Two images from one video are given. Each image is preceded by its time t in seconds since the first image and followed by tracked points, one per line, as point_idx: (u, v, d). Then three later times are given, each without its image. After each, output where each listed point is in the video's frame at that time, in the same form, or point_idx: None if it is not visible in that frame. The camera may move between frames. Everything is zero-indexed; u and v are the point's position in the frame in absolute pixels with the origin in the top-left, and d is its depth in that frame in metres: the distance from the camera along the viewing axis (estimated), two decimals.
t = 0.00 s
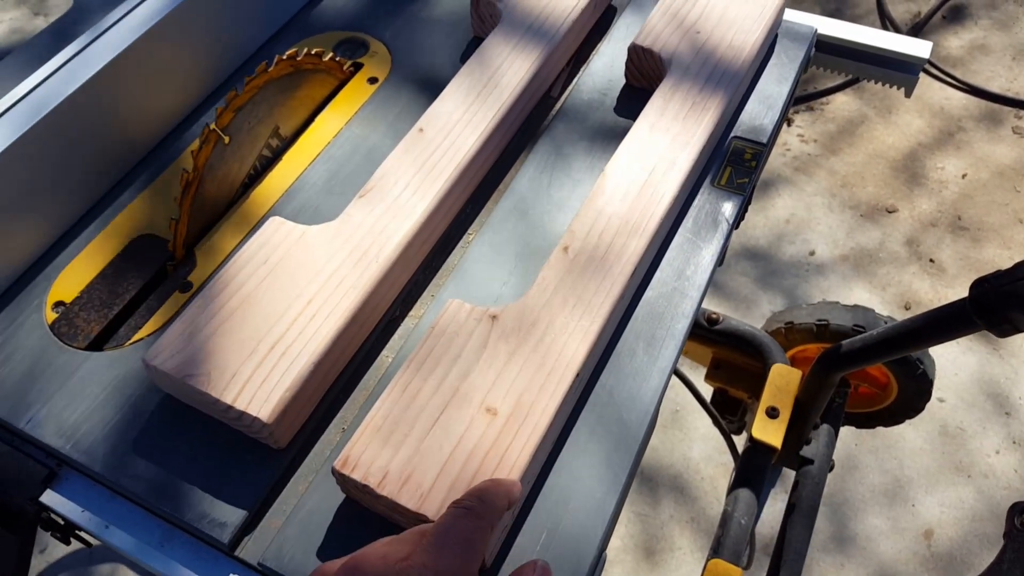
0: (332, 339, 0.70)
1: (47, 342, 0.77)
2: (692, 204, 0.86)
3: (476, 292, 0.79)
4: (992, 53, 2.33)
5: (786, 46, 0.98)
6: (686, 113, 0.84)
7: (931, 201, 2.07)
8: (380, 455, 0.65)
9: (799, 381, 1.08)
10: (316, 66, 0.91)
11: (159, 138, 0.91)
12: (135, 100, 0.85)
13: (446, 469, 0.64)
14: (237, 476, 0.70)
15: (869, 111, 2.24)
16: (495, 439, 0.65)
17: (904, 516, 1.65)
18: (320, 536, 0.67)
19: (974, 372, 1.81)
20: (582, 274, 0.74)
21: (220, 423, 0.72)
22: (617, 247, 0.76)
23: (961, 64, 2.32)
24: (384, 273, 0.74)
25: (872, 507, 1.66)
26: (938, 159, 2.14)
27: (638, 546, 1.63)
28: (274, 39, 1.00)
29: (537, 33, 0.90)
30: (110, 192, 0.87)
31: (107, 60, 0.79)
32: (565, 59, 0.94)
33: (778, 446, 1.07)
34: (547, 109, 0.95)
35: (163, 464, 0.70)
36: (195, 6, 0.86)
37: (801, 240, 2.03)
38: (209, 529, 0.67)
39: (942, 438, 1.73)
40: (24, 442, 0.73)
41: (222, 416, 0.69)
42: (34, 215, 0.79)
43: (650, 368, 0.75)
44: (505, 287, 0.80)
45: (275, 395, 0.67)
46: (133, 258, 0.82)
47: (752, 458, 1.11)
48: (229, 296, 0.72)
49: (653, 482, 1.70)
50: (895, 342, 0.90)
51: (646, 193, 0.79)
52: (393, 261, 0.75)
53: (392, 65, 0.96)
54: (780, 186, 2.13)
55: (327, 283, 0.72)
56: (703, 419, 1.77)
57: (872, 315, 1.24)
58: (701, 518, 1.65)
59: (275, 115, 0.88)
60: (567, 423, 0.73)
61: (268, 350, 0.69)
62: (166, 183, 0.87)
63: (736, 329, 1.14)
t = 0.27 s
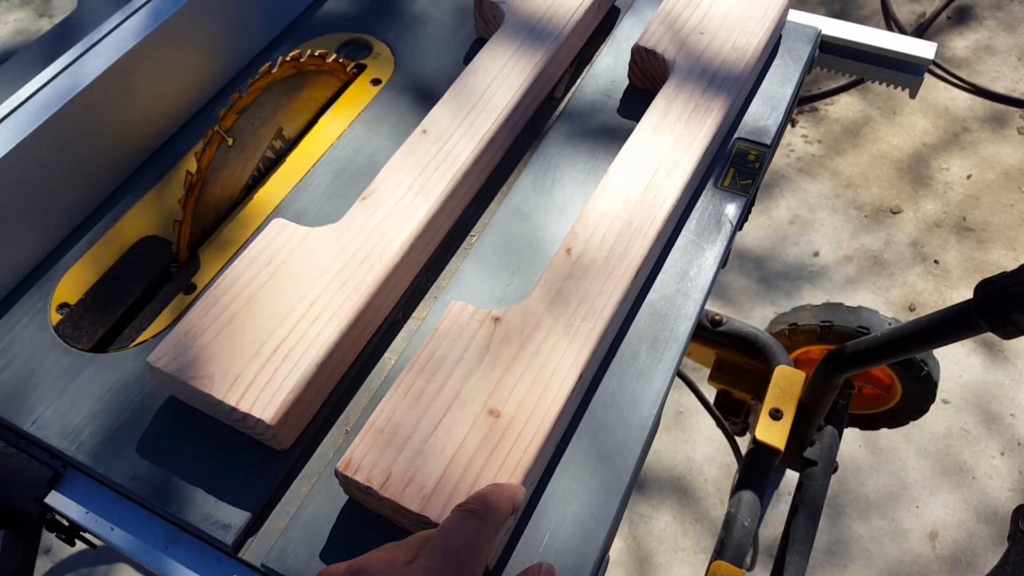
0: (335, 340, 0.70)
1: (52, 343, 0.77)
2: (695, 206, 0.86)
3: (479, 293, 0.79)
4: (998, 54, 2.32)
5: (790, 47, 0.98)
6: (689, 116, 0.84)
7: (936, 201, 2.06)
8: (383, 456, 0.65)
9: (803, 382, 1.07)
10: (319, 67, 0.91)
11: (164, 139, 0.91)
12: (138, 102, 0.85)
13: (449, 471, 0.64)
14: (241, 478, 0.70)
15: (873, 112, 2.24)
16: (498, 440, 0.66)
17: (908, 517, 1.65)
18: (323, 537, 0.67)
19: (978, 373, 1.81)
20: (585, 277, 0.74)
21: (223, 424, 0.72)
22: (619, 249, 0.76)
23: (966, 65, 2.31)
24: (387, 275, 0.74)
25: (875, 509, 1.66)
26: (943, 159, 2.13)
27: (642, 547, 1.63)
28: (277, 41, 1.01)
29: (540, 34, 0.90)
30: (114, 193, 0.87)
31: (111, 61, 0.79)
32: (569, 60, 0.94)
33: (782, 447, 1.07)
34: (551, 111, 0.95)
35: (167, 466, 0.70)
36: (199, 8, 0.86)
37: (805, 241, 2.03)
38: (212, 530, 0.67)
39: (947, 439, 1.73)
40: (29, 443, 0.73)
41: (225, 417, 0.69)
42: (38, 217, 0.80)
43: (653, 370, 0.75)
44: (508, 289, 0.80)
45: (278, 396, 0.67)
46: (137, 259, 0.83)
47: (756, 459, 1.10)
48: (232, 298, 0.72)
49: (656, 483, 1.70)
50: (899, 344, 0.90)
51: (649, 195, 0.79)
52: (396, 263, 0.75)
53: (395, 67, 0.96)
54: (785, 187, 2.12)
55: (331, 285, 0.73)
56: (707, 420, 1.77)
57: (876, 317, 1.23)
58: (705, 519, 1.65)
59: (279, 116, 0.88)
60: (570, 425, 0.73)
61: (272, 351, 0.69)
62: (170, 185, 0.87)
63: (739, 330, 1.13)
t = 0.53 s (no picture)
0: (336, 343, 0.70)
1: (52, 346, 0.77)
2: (697, 207, 0.85)
3: (481, 295, 0.79)
4: (999, 52, 2.32)
5: (791, 47, 0.97)
6: (690, 116, 0.84)
7: (937, 200, 2.06)
8: (385, 460, 0.64)
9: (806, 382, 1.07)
10: (319, 68, 0.91)
11: (163, 142, 0.91)
12: (137, 104, 0.85)
13: (451, 474, 0.64)
14: (243, 482, 0.70)
15: (874, 111, 2.24)
16: (500, 443, 0.65)
17: (911, 517, 1.64)
18: (325, 540, 0.67)
19: (981, 372, 1.80)
20: (587, 279, 0.74)
21: (224, 428, 0.72)
22: (621, 250, 0.75)
23: (967, 64, 2.31)
24: (388, 277, 0.74)
25: (878, 508, 1.66)
26: (944, 158, 2.13)
27: (645, 547, 1.62)
28: (277, 42, 1.00)
29: (541, 35, 0.89)
30: (113, 196, 0.87)
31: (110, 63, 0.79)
32: (569, 60, 0.94)
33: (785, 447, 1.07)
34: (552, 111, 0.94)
35: (168, 470, 0.70)
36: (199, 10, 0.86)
37: (806, 240, 2.02)
38: (213, 534, 0.67)
39: (949, 439, 1.73)
40: (28, 446, 0.73)
41: (225, 420, 0.69)
42: (37, 220, 0.79)
43: (656, 372, 0.75)
44: (510, 291, 0.79)
45: (279, 400, 0.67)
46: (137, 262, 0.82)
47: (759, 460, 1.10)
48: (233, 301, 0.71)
49: (658, 484, 1.70)
50: (902, 344, 0.90)
51: (650, 196, 0.78)
52: (397, 265, 0.74)
53: (395, 68, 0.96)
54: (786, 187, 2.12)
55: (332, 287, 0.72)
56: (708, 420, 1.77)
57: (878, 317, 1.23)
58: (707, 519, 1.65)
59: (279, 118, 0.87)
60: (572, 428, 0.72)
61: (272, 355, 0.69)
62: (170, 187, 0.87)
63: (741, 331, 1.13)
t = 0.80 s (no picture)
0: (338, 343, 0.70)
1: (54, 346, 0.77)
2: (700, 207, 0.85)
3: (483, 296, 0.79)
4: (1001, 53, 2.31)
5: (794, 48, 0.97)
6: (693, 117, 0.84)
7: (939, 201, 2.06)
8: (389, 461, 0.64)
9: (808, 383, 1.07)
10: (322, 68, 0.91)
11: (166, 141, 0.91)
12: (140, 103, 0.85)
13: (454, 475, 0.64)
14: (245, 481, 0.70)
15: (876, 111, 2.23)
16: (502, 444, 0.65)
17: (911, 518, 1.64)
18: (328, 541, 0.67)
19: (982, 373, 1.80)
20: (590, 280, 0.74)
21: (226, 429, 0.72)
22: (623, 251, 0.75)
23: (969, 64, 2.30)
24: (391, 277, 0.74)
25: (878, 509, 1.66)
26: (945, 159, 2.13)
27: (645, 547, 1.63)
28: (280, 42, 1.00)
29: (543, 35, 0.89)
30: (116, 195, 0.87)
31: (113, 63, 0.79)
32: (572, 60, 0.94)
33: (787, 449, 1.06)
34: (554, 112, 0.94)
35: (170, 469, 0.70)
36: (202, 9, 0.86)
37: (808, 241, 2.02)
38: (215, 534, 0.67)
39: (950, 440, 1.73)
40: (30, 446, 0.73)
41: (228, 420, 0.69)
42: (41, 219, 0.80)
43: (658, 373, 0.75)
44: (512, 291, 0.79)
45: (282, 400, 0.67)
46: (139, 261, 0.82)
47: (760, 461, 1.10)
48: (235, 301, 0.71)
49: (659, 484, 1.70)
50: (904, 346, 0.90)
51: (653, 197, 0.78)
52: (399, 265, 0.74)
53: (398, 68, 0.96)
54: (787, 187, 2.12)
55: (335, 287, 0.72)
56: (709, 420, 1.77)
57: (880, 317, 1.23)
58: (707, 520, 1.65)
59: (282, 118, 0.87)
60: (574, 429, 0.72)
61: (275, 355, 0.68)
62: (172, 187, 0.87)
63: (743, 332, 1.13)
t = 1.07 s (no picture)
0: (339, 344, 0.70)
1: (56, 347, 0.78)
2: (700, 208, 0.86)
3: (484, 297, 0.80)
4: (1002, 54, 2.32)
5: (794, 50, 0.98)
6: (692, 119, 0.84)
7: (940, 203, 2.06)
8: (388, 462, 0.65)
9: (808, 385, 1.07)
10: (323, 70, 0.91)
11: (167, 143, 0.91)
12: (143, 105, 0.85)
13: (454, 475, 0.64)
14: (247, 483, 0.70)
15: (877, 113, 2.24)
16: (502, 444, 0.65)
17: (912, 519, 1.64)
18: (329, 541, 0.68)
19: (983, 375, 1.80)
20: (590, 281, 0.74)
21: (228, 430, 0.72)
22: (623, 252, 0.76)
23: (970, 66, 2.30)
24: (392, 278, 0.74)
25: (879, 511, 1.66)
26: (946, 161, 2.13)
27: (646, 548, 1.63)
28: (281, 44, 1.01)
29: (544, 38, 0.90)
30: (118, 197, 0.88)
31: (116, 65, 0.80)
32: (573, 62, 0.94)
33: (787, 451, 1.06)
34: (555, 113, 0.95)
35: (172, 470, 0.70)
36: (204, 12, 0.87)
37: (809, 242, 2.03)
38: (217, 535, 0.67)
39: (951, 441, 1.73)
40: (32, 446, 0.73)
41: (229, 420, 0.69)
42: (44, 220, 0.80)
43: (658, 374, 0.75)
44: (512, 293, 0.80)
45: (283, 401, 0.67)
46: (142, 263, 0.83)
47: (761, 462, 1.10)
48: (236, 303, 0.72)
49: (660, 485, 1.70)
50: (903, 347, 0.90)
51: (653, 198, 0.79)
52: (400, 266, 0.75)
53: (398, 70, 0.96)
54: (789, 188, 2.12)
55: (335, 288, 0.73)
56: (711, 422, 1.77)
57: (881, 319, 1.23)
58: (708, 521, 1.65)
59: (283, 120, 0.88)
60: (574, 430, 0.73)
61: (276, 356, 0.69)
62: (174, 188, 0.87)
63: (743, 333, 1.13)
